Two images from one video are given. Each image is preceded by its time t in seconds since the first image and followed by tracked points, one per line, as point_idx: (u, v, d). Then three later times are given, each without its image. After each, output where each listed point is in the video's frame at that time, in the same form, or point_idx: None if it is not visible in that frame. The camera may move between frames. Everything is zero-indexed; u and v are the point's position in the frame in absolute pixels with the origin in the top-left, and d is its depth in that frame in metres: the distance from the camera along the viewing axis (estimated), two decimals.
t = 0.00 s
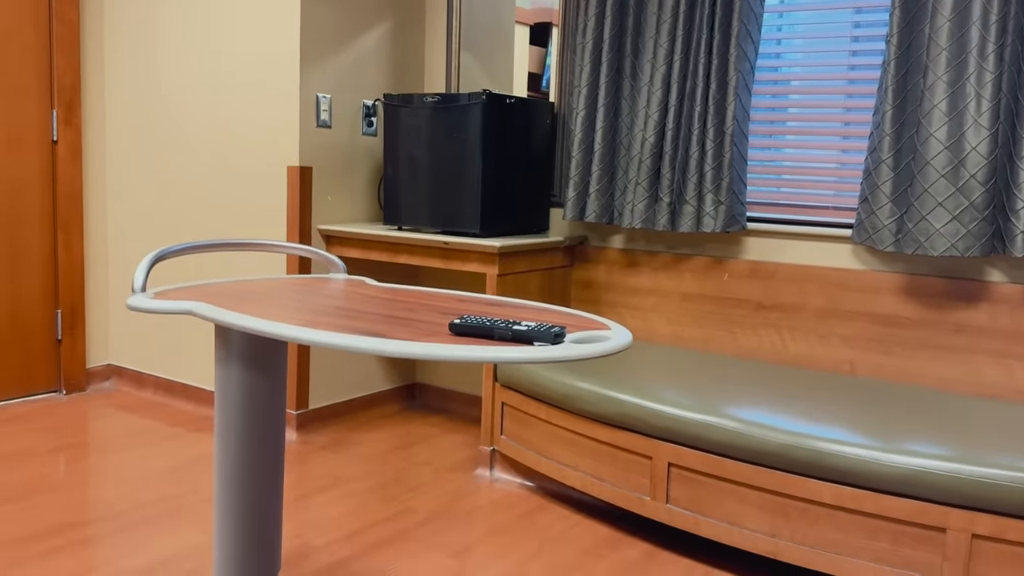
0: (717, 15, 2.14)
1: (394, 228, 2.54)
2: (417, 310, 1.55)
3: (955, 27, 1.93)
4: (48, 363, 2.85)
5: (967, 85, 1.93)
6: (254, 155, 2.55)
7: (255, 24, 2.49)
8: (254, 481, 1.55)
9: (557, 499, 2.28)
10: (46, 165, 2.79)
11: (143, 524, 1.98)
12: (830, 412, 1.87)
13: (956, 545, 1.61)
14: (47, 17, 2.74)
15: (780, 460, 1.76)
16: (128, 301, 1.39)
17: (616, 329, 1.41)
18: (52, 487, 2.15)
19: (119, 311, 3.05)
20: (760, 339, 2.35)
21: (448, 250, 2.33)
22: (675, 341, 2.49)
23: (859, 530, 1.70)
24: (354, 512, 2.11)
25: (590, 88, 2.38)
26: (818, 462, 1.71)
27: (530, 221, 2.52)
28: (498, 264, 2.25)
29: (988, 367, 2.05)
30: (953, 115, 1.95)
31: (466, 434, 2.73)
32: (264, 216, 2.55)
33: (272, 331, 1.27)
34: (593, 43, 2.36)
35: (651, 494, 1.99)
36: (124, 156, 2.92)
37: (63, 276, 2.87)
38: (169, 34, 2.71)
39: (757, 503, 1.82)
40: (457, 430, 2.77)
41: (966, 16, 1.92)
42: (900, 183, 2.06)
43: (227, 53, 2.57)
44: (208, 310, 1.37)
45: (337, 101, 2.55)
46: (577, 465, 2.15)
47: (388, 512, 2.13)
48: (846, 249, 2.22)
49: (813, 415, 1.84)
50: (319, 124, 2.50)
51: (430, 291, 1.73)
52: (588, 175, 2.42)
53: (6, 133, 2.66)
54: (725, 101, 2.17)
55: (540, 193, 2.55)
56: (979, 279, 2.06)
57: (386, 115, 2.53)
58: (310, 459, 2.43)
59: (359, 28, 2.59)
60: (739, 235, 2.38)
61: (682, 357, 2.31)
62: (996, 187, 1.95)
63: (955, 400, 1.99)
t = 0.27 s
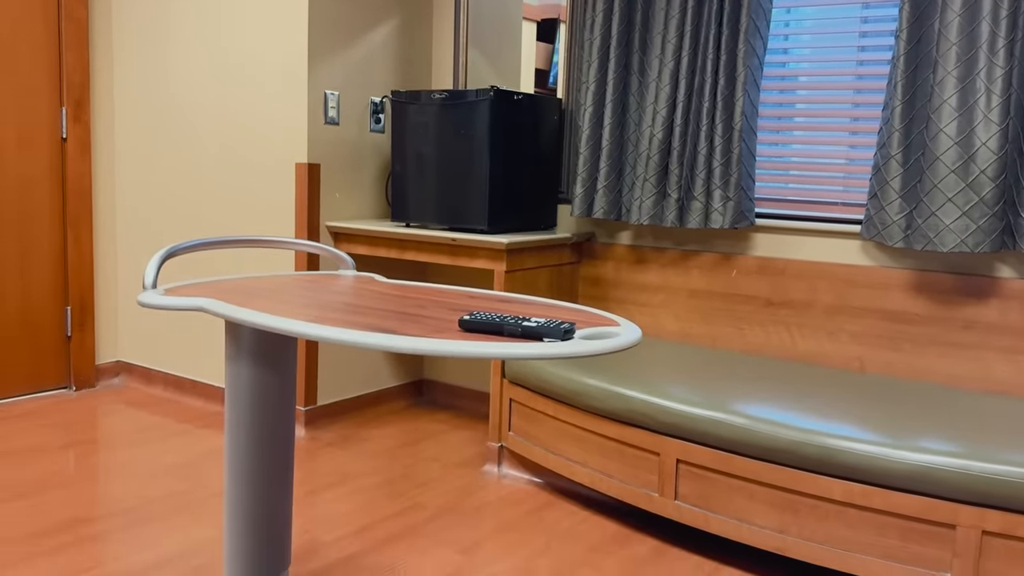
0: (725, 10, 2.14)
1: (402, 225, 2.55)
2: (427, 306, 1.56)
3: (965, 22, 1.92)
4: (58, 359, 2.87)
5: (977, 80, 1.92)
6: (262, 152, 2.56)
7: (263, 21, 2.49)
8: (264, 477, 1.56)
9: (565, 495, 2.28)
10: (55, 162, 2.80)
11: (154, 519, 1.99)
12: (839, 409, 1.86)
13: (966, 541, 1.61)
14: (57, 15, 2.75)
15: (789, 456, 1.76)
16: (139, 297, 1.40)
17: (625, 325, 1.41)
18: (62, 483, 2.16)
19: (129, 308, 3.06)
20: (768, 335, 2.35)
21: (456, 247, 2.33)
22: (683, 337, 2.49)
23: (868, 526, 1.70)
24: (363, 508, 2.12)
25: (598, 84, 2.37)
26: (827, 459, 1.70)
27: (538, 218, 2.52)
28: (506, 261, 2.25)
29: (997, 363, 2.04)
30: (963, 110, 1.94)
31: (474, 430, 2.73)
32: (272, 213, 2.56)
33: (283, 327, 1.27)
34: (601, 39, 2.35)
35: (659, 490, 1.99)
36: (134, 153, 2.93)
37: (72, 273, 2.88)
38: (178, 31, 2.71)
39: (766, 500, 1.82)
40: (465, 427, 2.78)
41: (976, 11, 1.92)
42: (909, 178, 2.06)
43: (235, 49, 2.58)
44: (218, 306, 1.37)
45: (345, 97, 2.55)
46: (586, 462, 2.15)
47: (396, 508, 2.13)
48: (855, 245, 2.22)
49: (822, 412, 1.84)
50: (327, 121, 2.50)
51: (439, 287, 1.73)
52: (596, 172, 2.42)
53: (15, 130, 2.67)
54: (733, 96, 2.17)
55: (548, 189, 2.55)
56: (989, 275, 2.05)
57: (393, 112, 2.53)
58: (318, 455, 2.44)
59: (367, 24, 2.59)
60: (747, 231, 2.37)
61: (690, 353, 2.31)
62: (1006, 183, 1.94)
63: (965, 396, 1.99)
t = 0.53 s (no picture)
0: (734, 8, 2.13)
1: (410, 224, 2.55)
2: (436, 305, 1.56)
3: (976, 19, 1.91)
4: (68, 358, 2.88)
5: (988, 77, 1.91)
6: (271, 152, 2.56)
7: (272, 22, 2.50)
8: (275, 476, 1.56)
9: (574, 494, 2.28)
10: (66, 162, 2.82)
11: (164, 517, 2.00)
12: (848, 407, 1.86)
13: (977, 541, 1.60)
14: (67, 17, 2.77)
15: (799, 455, 1.75)
16: (151, 296, 1.40)
17: (634, 323, 1.41)
18: (74, 481, 2.17)
19: (139, 306, 3.07)
20: (778, 334, 2.34)
21: (464, 246, 2.33)
22: (692, 335, 2.48)
23: (879, 526, 1.69)
24: (373, 507, 2.12)
25: (607, 82, 2.37)
26: (837, 458, 1.70)
27: (546, 216, 2.51)
28: (515, 260, 2.25)
29: (1009, 362, 2.03)
30: (974, 108, 1.93)
31: (483, 429, 2.73)
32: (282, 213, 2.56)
33: (294, 326, 1.27)
34: (609, 37, 2.35)
35: (668, 489, 1.99)
36: (144, 153, 2.94)
37: (82, 272, 2.90)
38: (187, 32, 2.72)
39: (776, 499, 1.81)
40: (474, 425, 2.78)
41: (987, 8, 1.90)
42: (919, 176, 2.05)
43: (244, 49, 2.58)
44: (229, 305, 1.38)
45: (354, 97, 2.56)
46: (595, 461, 2.15)
47: (406, 506, 2.14)
48: (865, 243, 2.21)
49: (831, 411, 1.83)
50: (336, 121, 2.50)
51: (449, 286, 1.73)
52: (605, 170, 2.41)
53: (25, 130, 2.69)
54: (742, 94, 2.16)
55: (557, 188, 2.55)
56: (1000, 273, 2.04)
57: (402, 111, 2.54)
58: (328, 453, 2.45)
59: (375, 24, 2.59)
60: (756, 230, 2.37)
61: (699, 352, 2.31)
62: (1017, 181, 1.93)
63: (976, 395, 1.98)
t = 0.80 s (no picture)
0: (745, 8, 2.13)
1: (421, 224, 2.56)
2: (448, 305, 1.56)
3: (989, 17, 1.90)
4: (82, 358, 2.90)
5: (1001, 75, 1.90)
6: (282, 153, 2.57)
7: (284, 23, 2.51)
8: (288, 476, 1.57)
9: (585, 494, 2.28)
10: (79, 164, 2.84)
11: (178, 517, 2.01)
12: (860, 407, 1.85)
13: (991, 542, 1.59)
14: (80, 20, 2.78)
15: (811, 455, 1.75)
16: (165, 297, 1.41)
17: (646, 324, 1.41)
18: (87, 481, 2.19)
19: (152, 306, 3.09)
20: (790, 333, 2.33)
21: (475, 246, 2.34)
22: (703, 335, 2.48)
23: (891, 526, 1.68)
24: (384, 506, 2.13)
25: (617, 82, 2.37)
26: (849, 458, 1.69)
27: (557, 216, 2.51)
28: (525, 260, 2.25)
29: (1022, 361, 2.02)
30: (987, 106, 1.92)
31: (493, 429, 2.74)
32: (293, 214, 2.58)
33: (307, 327, 1.28)
34: (619, 37, 2.35)
35: (679, 489, 1.98)
36: (157, 154, 2.95)
37: (96, 272, 2.92)
38: (200, 34, 2.74)
39: (788, 499, 1.81)
40: (485, 425, 2.78)
41: (1000, 6, 1.89)
42: (932, 175, 2.04)
43: (255, 51, 2.60)
44: (243, 306, 1.38)
45: (364, 98, 2.57)
46: (606, 461, 2.15)
47: (417, 506, 2.14)
48: (877, 243, 2.20)
49: (843, 410, 1.83)
50: (347, 122, 2.51)
51: (461, 286, 1.73)
52: (615, 170, 2.41)
53: (39, 132, 2.71)
54: (753, 94, 2.16)
55: (567, 188, 2.55)
56: (1013, 272, 2.03)
57: (412, 112, 2.54)
58: (339, 453, 2.46)
59: (386, 25, 2.60)
60: (767, 229, 2.36)
61: (710, 352, 2.31)
62: None
63: (989, 395, 1.97)
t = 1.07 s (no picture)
0: (758, 9, 2.12)
1: (433, 226, 2.57)
2: (461, 306, 1.57)
3: (1003, 17, 1.89)
4: (98, 360, 2.93)
5: (1016, 75, 1.89)
6: (296, 156, 2.59)
7: (297, 27, 2.53)
8: (304, 477, 1.58)
9: (597, 495, 2.28)
10: (95, 167, 2.86)
11: (193, 517, 2.02)
12: (874, 409, 1.84)
13: (1007, 544, 1.58)
14: (96, 24, 2.81)
15: (825, 457, 1.74)
16: (182, 299, 1.42)
17: (660, 325, 1.40)
18: (103, 481, 2.21)
19: (167, 309, 3.11)
20: (803, 335, 2.33)
21: (487, 248, 2.34)
22: (715, 337, 2.47)
23: (906, 528, 1.68)
24: (397, 507, 2.13)
25: (629, 83, 2.37)
26: (864, 460, 1.69)
27: (569, 218, 2.52)
28: (538, 262, 2.25)
29: None
30: (1002, 106, 1.91)
31: (505, 431, 2.74)
32: (307, 216, 2.59)
33: (323, 328, 1.29)
34: (631, 38, 2.35)
35: (693, 491, 1.98)
36: (172, 157, 2.97)
37: (111, 275, 2.94)
38: (214, 37, 2.75)
39: (802, 501, 1.80)
40: (497, 427, 2.79)
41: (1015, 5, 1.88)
42: (946, 176, 2.03)
43: (269, 54, 2.61)
44: (259, 308, 1.39)
45: (377, 100, 2.58)
46: (618, 462, 2.15)
47: (430, 507, 2.15)
48: (891, 244, 2.20)
49: (857, 412, 1.82)
50: (360, 124, 2.53)
51: (474, 288, 1.74)
52: (627, 171, 2.41)
53: (55, 135, 2.73)
54: (766, 95, 2.16)
55: (579, 190, 2.55)
56: None
57: (425, 114, 2.56)
58: (352, 454, 2.47)
59: (398, 28, 2.62)
60: (781, 231, 2.36)
61: (723, 353, 2.30)
62: None
63: (1005, 397, 1.95)
